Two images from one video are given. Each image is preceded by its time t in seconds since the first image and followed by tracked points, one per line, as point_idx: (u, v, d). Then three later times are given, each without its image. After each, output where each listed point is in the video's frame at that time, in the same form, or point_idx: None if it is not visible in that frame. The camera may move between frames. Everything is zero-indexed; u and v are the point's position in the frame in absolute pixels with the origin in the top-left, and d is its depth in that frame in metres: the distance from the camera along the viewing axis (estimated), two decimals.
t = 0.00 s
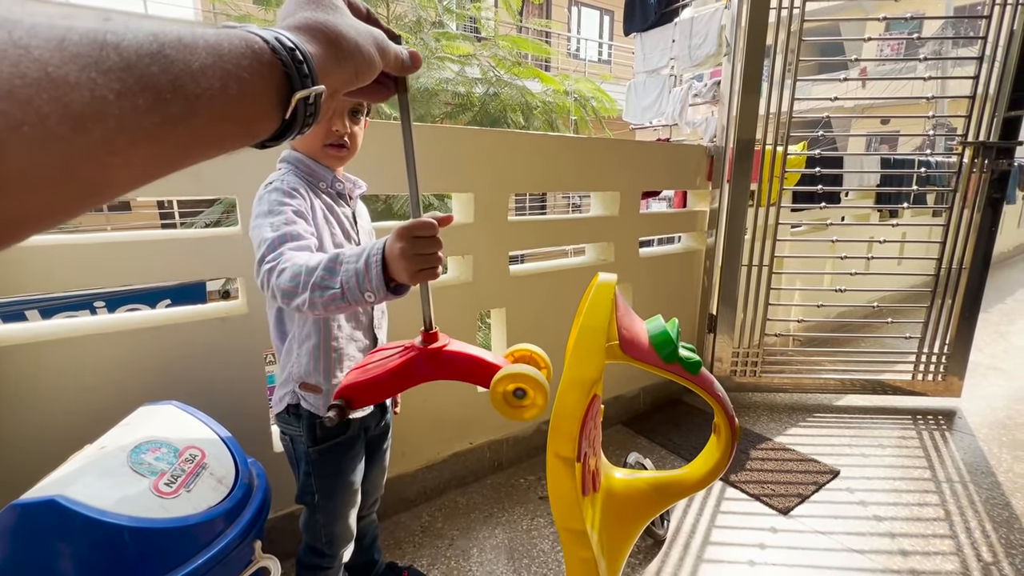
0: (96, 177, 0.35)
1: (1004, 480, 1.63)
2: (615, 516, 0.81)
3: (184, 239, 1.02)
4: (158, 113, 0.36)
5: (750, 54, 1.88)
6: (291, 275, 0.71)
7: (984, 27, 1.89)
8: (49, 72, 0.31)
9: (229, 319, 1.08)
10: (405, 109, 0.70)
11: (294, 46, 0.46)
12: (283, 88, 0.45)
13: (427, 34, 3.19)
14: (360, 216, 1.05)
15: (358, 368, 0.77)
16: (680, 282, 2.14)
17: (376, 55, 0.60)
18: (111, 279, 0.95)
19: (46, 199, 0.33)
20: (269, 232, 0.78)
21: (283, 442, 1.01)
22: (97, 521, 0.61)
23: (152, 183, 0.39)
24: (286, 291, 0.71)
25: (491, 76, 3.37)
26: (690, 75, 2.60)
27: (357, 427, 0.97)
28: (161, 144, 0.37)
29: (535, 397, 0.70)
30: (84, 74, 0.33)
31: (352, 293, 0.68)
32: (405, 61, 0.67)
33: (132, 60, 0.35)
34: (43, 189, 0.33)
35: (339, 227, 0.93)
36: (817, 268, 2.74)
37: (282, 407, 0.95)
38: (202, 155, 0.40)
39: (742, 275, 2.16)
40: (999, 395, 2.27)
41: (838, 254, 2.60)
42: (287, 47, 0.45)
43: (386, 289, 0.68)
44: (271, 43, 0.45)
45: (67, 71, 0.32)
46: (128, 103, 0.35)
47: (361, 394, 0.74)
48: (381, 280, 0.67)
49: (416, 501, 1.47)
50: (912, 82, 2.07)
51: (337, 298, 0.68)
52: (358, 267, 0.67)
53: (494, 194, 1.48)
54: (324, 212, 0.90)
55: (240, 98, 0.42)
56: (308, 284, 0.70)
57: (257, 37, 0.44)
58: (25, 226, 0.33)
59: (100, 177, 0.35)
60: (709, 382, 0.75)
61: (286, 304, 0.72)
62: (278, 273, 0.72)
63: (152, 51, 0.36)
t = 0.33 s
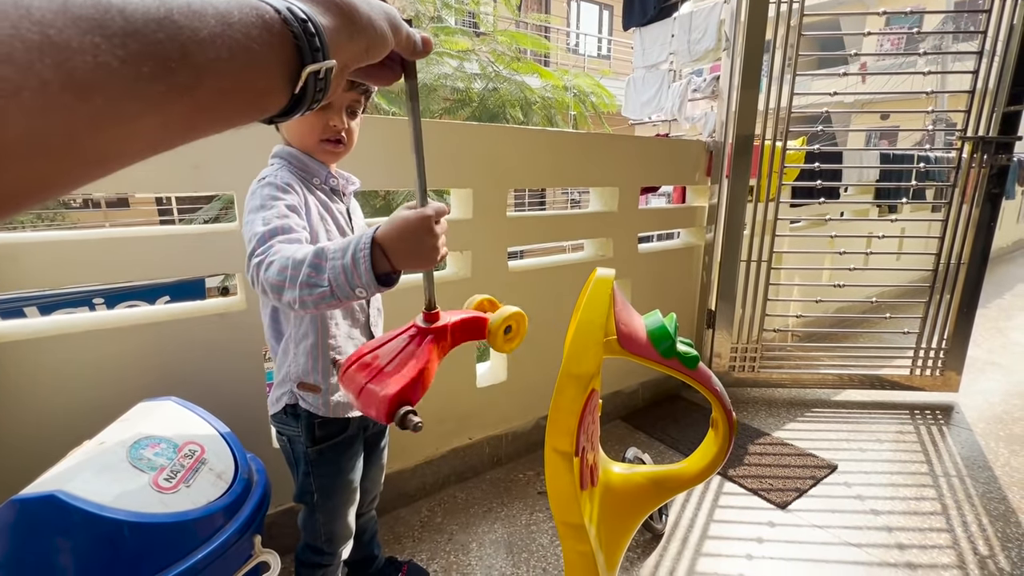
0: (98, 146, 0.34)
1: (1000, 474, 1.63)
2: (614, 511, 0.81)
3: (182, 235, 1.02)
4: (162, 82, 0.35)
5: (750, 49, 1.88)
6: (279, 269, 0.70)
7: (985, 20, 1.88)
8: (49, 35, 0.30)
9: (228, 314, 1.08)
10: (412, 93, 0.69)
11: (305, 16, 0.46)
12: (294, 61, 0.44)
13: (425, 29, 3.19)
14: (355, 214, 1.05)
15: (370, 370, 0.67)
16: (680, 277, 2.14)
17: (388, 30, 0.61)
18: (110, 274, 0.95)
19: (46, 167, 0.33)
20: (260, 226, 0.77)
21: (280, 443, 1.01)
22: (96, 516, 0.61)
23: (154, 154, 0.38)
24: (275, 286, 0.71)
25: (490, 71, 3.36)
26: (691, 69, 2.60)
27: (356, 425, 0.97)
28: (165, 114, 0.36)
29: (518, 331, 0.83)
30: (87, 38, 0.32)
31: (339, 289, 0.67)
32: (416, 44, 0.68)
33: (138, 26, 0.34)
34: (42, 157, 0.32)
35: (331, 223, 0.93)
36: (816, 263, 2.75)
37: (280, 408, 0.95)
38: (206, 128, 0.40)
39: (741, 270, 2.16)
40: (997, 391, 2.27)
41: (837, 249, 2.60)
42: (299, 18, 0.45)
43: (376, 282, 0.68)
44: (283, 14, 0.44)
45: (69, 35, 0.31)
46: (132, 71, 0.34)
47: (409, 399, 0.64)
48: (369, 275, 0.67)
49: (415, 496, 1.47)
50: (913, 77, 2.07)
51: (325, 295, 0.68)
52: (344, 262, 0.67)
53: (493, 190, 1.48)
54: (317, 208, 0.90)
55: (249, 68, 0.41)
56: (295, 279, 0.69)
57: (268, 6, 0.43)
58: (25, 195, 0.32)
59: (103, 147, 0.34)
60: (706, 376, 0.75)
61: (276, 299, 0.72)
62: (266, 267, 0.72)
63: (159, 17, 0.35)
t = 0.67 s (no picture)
0: (103, 131, 0.35)
1: (1000, 469, 1.64)
2: (616, 505, 0.82)
3: (186, 231, 1.02)
4: (166, 68, 0.36)
5: (752, 46, 1.87)
6: (262, 264, 0.71)
7: (988, 16, 1.87)
8: (53, 20, 0.32)
9: (230, 310, 1.09)
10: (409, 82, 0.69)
11: (310, 6, 0.45)
12: (297, 50, 0.44)
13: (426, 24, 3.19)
14: (356, 211, 1.05)
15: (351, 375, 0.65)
16: (681, 273, 2.14)
17: (389, 17, 0.60)
18: (113, 269, 0.95)
19: (54, 150, 0.34)
20: (247, 221, 0.78)
21: (281, 440, 1.01)
22: (103, 510, 0.62)
23: (156, 141, 0.39)
24: (258, 280, 0.71)
25: (491, 66, 3.36)
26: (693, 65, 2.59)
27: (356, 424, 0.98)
28: (165, 100, 0.37)
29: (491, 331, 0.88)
30: (90, 23, 0.33)
31: (321, 280, 0.68)
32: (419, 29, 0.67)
33: (139, 11, 0.35)
34: (49, 140, 0.33)
35: (327, 219, 0.93)
36: (818, 260, 2.75)
37: (280, 405, 0.95)
38: (210, 115, 0.41)
39: (742, 266, 2.16)
40: (998, 387, 2.27)
41: (839, 246, 2.60)
42: (303, 7, 0.44)
43: (356, 273, 0.68)
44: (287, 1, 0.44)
45: (72, 19, 0.32)
46: (135, 57, 0.35)
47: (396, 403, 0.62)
48: (350, 265, 0.67)
49: (417, 491, 1.48)
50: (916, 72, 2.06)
51: (307, 285, 0.68)
52: (326, 251, 0.67)
53: (494, 186, 1.48)
54: (312, 205, 0.90)
55: (251, 56, 0.41)
56: (278, 272, 0.69)
57: None
58: (34, 177, 0.34)
59: (107, 131, 0.35)
60: (710, 372, 0.75)
61: (260, 293, 0.72)
62: (250, 263, 0.72)
63: (161, 4, 0.36)
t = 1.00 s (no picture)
0: (99, 143, 0.35)
1: (1001, 463, 1.65)
2: (622, 493, 0.83)
3: (194, 223, 1.03)
4: (165, 81, 0.36)
5: (756, 41, 1.87)
6: (289, 267, 0.71)
7: (993, 11, 1.87)
8: (55, 33, 0.31)
9: (238, 301, 1.09)
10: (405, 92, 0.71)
11: (306, 17, 0.46)
12: (293, 60, 0.45)
13: (428, 19, 3.19)
14: (356, 200, 1.06)
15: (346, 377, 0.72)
16: (683, 268, 2.15)
17: (384, 30, 0.61)
18: (121, 261, 0.96)
19: (48, 160, 0.33)
20: (262, 222, 0.78)
21: (287, 429, 1.02)
22: (120, 493, 0.63)
23: (153, 151, 0.39)
24: (285, 283, 0.72)
25: (493, 61, 3.35)
26: (696, 59, 2.59)
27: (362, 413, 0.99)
28: (164, 111, 0.37)
29: (535, 365, 0.74)
30: (91, 37, 0.33)
31: (352, 281, 0.69)
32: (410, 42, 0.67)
33: (141, 23, 0.35)
34: (47, 150, 0.33)
35: (332, 212, 0.94)
36: (820, 255, 2.75)
37: (286, 397, 0.96)
38: (206, 126, 0.41)
39: (745, 261, 2.16)
40: (999, 382, 2.28)
41: (841, 240, 2.60)
42: (299, 19, 0.45)
43: (389, 274, 0.69)
44: (283, 14, 0.44)
45: (74, 33, 0.32)
46: (135, 70, 0.35)
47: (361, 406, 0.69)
48: (383, 266, 0.68)
49: (422, 483, 1.50)
50: (919, 68, 2.06)
51: (338, 287, 0.69)
52: (358, 254, 0.69)
53: (497, 180, 1.49)
54: (316, 196, 0.90)
55: (249, 67, 0.42)
56: (307, 274, 0.70)
57: (268, 6, 0.44)
58: (28, 189, 0.33)
59: (104, 143, 0.35)
60: (715, 361, 0.76)
61: (285, 296, 0.73)
62: (275, 266, 0.73)
63: (162, 16, 0.36)
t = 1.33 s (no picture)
0: (86, 125, 0.35)
1: (1003, 460, 1.65)
2: (625, 487, 0.83)
3: (200, 217, 1.03)
4: (154, 63, 0.36)
5: (761, 36, 1.86)
6: (295, 265, 0.71)
7: (999, 8, 1.86)
8: (36, 9, 0.31)
9: (244, 297, 1.10)
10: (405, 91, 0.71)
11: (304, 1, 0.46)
12: (291, 44, 0.45)
13: (431, 15, 3.19)
14: (362, 194, 1.07)
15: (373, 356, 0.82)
16: (686, 264, 2.14)
17: (386, 25, 0.61)
18: (127, 256, 0.97)
19: (36, 143, 0.34)
20: (269, 219, 0.78)
21: (293, 422, 1.03)
22: (127, 484, 0.64)
23: (141, 135, 0.39)
24: (290, 281, 0.72)
25: (495, 58, 3.34)
26: (700, 55, 2.58)
27: (367, 405, 0.99)
28: (155, 96, 0.37)
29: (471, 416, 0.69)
30: (77, 14, 0.33)
31: (357, 280, 0.69)
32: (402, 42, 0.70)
33: (130, 4, 0.35)
34: (33, 132, 0.33)
35: (338, 206, 0.94)
36: (823, 252, 2.74)
37: (293, 390, 0.96)
38: (196, 110, 0.41)
39: (748, 258, 2.16)
40: (1002, 380, 2.27)
41: (845, 237, 2.59)
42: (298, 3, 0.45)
43: (393, 273, 0.69)
44: None
45: (58, 10, 0.32)
46: (123, 49, 0.34)
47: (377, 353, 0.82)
48: (387, 266, 0.69)
49: (425, 477, 1.50)
50: (924, 64, 2.05)
51: (343, 285, 0.69)
52: (363, 253, 0.69)
53: (500, 176, 1.48)
54: (322, 190, 0.91)
55: (243, 49, 0.42)
56: (312, 273, 0.70)
57: None
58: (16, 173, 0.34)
59: (92, 126, 0.35)
60: (719, 356, 0.77)
61: (291, 294, 0.73)
62: (281, 264, 0.73)
63: None
